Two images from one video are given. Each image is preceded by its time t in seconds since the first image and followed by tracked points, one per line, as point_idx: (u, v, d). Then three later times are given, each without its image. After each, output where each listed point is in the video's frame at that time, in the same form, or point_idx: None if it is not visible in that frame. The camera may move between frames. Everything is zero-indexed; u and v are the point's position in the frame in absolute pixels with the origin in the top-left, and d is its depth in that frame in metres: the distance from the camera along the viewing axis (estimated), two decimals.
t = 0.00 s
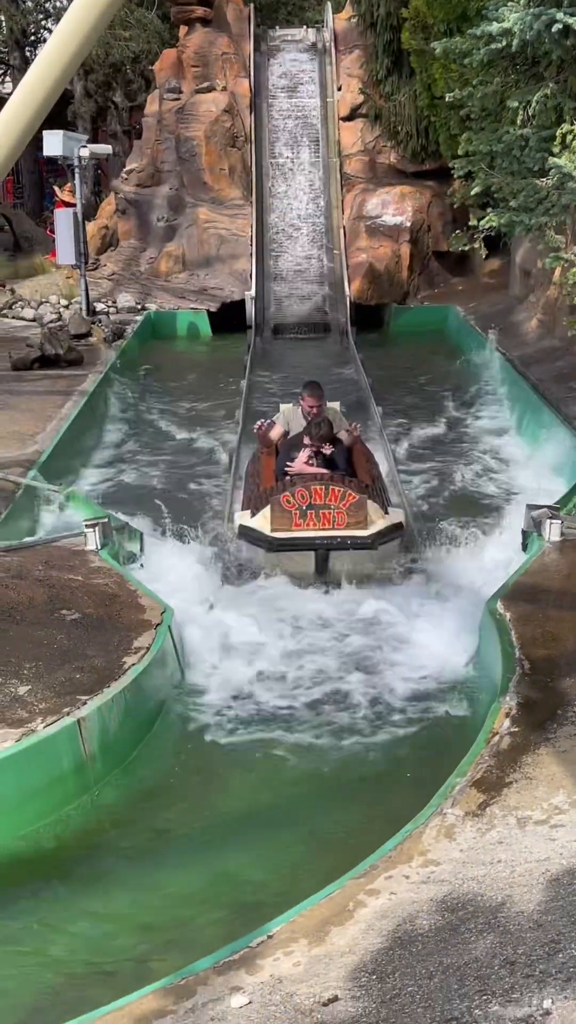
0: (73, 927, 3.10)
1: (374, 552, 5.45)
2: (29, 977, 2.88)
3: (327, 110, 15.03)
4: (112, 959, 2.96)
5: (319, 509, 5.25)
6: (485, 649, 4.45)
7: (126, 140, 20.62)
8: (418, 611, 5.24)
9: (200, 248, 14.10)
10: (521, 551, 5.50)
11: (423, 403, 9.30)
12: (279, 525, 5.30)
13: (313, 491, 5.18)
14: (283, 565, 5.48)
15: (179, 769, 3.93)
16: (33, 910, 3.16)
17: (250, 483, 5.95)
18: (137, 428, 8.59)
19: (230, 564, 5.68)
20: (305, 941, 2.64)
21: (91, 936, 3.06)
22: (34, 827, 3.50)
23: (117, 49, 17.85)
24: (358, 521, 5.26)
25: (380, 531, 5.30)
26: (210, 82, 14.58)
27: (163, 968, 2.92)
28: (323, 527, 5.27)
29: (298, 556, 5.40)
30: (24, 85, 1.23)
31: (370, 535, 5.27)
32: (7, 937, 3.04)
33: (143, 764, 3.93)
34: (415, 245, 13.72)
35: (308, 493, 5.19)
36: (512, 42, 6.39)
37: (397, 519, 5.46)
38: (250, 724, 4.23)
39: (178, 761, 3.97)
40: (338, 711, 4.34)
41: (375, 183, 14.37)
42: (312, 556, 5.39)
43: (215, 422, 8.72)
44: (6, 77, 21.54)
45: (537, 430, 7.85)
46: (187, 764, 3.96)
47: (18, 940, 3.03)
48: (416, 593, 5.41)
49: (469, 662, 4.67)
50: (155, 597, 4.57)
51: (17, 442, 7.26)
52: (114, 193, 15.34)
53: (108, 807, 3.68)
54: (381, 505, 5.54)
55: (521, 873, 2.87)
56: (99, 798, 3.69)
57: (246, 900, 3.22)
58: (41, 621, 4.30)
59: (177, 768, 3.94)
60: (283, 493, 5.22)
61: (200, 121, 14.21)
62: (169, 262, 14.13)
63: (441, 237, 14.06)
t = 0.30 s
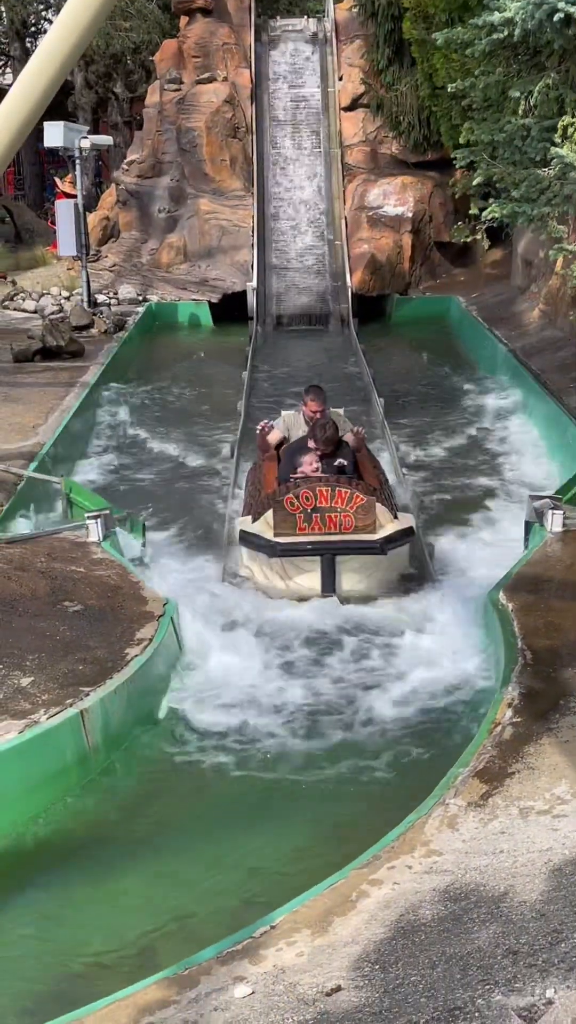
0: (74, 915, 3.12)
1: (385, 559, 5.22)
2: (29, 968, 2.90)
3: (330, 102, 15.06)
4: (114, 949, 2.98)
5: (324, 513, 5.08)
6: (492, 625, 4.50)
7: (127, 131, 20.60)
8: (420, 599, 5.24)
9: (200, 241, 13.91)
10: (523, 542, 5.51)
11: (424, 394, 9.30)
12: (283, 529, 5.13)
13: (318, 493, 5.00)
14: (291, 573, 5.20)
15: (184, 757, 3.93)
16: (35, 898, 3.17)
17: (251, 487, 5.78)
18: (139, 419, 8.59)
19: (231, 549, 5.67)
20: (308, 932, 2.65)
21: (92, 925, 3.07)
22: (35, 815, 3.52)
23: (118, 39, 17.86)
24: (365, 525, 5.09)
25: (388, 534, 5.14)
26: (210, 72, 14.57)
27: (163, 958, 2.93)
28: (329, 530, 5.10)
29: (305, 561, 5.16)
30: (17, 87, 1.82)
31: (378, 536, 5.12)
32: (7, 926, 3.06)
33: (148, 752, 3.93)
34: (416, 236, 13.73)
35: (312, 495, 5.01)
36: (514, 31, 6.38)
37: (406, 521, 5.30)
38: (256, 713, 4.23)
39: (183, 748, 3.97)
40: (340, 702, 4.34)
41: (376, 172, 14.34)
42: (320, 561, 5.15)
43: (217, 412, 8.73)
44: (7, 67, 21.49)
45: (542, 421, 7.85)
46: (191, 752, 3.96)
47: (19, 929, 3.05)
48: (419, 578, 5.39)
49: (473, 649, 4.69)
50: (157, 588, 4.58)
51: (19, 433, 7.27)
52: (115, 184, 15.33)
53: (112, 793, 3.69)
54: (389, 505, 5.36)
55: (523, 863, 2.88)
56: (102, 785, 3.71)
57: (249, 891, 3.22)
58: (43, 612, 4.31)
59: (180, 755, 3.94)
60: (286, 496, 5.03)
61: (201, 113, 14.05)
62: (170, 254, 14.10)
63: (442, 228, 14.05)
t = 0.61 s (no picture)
0: (74, 904, 3.13)
1: (390, 566, 4.93)
2: (29, 957, 2.91)
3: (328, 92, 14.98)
4: (114, 937, 2.99)
5: (326, 518, 4.81)
6: (491, 640, 4.45)
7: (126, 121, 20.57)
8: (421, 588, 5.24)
9: (201, 231, 14.01)
10: (523, 533, 5.50)
11: (425, 385, 9.28)
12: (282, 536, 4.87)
13: (318, 497, 4.76)
14: (290, 581, 4.90)
15: (187, 744, 3.94)
16: (35, 887, 3.19)
17: (249, 492, 5.53)
18: (139, 410, 8.58)
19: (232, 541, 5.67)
20: (309, 922, 2.66)
21: (91, 916, 3.08)
22: (35, 803, 3.55)
23: (118, 30, 17.90)
24: (369, 531, 4.84)
25: (394, 540, 4.88)
26: (210, 62, 14.53)
27: (163, 949, 2.94)
28: (331, 536, 4.83)
29: (306, 567, 4.86)
30: (17, 76, 1.88)
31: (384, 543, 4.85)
32: (8, 914, 3.07)
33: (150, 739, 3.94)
34: (417, 226, 13.69)
35: (312, 499, 4.77)
36: (514, 20, 6.34)
37: (413, 527, 5.04)
38: (257, 704, 4.23)
39: (186, 735, 3.98)
40: (341, 693, 4.34)
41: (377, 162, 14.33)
42: (322, 567, 4.85)
43: (216, 404, 8.71)
44: (7, 58, 21.43)
45: (545, 411, 7.86)
46: (194, 740, 3.97)
47: (18, 918, 3.06)
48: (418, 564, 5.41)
49: (473, 640, 4.70)
50: (158, 579, 4.58)
51: (20, 425, 7.27)
52: (115, 175, 15.30)
53: (115, 779, 3.70)
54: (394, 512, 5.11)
55: (525, 853, 2.89)
56: (104, 771, 3.72)
57: (250, 881, 3.23)
58: (44, 604, 4.32)
59: (183, 743, 3.95)
60: (286, 500, 4.78)
61: (201, 102, 14.12)
62: (170, 244, 14.12)
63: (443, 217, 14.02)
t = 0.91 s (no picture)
0: (75, 894, 3.14)
1: (394, 588, 4.63)
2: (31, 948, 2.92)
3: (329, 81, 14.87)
4: (116, 928, 3.00)
5: (326, 538, 4.48)
6: (491, 637, 4.43)
7: (126, 111, 20.53)
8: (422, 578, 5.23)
9: (201, 221, 14.11)
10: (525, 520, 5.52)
11: (426, 374, 9.28)
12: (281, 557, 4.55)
13: (319, 517, 4.44)
14: (290, 606, 4.61)
15: (190, 735, 3.93)
16: (35, 876, 3.19)
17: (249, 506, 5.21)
18: (139, 401, 8.57)
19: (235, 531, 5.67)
20: (313, 911, 2.66)
21: (94, 905, 3.09)
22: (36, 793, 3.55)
23: (117, 19, 18.11)
24: (373, 552, 4.51)
25: (399, 560, 4.56)
26: (210, 52, 14.51)
27: (165, 940, 2.94)
28: (333, 557, 4.51)
29: (307, 592, 4.56)
30: (15, 73, 1.61)
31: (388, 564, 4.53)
32: (10, 905, 3.08)
33: (152, 728, 3.94)
34: (418, 215, 13.77)
35: (313, 519, 4.45)
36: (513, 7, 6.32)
37: (418, 544, 4.72)
38: (259, 693, 4.23)
39: (187, 725, 3.98)
40: (342, 681, 4.35)
41: (376, 151, 14.31)
42: (323, 591, 4.56)
43: (216, 395, 8.70)
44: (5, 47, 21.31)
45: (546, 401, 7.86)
46: (196, 730, 3.97)
47: (20, 908, 3.07)
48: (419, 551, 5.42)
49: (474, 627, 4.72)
50: (159, 569, 4.58)
51: (21, 417, 7.27)
52: (114, 166, 15.27)
53: (116, 768, 3.72)
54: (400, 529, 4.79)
55: (527, 841, 2.89)
56: (105, 760, 3.73)
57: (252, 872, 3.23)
58: (46, 594, 4.32)
59: (185, 732, 3.95)
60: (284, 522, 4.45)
61: (201, 93, 14.20)
62: (170, 235, 14.11)
63: (443, 207, 14.01)
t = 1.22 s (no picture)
0: (76, 888, 3.13)
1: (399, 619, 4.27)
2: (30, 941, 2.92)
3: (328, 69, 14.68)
4: (117, 923, 2.99)
5: (330, 567, 4.11)
6: (498, 630, 4.40)
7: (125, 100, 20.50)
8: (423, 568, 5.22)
9: (201, 211, 14.07)
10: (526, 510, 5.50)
11: (427, 364, 9.26)
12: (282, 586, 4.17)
13: (322, 545, 4.07)
14: (291, 636, 4.26)
15: (192, 725, 3.93)
16: (36, 867, 3.20)
17: (250, 526, 4.79)
18: (139, 392, 8.56)
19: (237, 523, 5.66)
20: (315, 901, 2.66)
21: (93, 898, 3.09)
22: (36, 786, 3.54)
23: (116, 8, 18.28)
24: (379, 581, 4.15)
25: (406, 591, 4.19)
26: (209, 41, 14.48)
27: (166, 934, 2.93)
28: (337, 586, 4.14)
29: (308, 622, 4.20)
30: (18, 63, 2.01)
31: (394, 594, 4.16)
32: (10, 899, 3.07)
33: (153, 718, 3.94)
34: (417, 204, 13.76)
35: (316, 547, 4.07)
36: None
37: (426, 572, 4.36)
38: (261, 682, 4.23)
39: (189, 716, 3.98)
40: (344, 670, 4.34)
41: (377, 140, 14.28)
42: (326, 621, 4.20)
43: (217, 385, 8.68)
44: (4, 36, 21.22)
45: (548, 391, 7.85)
46: (198, 720, 3.96)
47: (20, 900, 3.07)
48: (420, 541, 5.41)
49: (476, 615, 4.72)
50: (160, 561, 4.57)
51: (21, 408, 7.26)
52: (114, 156, 15.24)
53: (118, 757, 3.71)
54: (407, 555, 4.41)
55: (529, 831, 2.88)
56: (106, 750, 3.73)
57: (254, 865, 3.22)
58: (46, 586, 4.32)
59: (185, 721, 3.95)
60: (286, 549, 4.06)
61: (200, 82, 14.08)
62: (171, 225, 14.09)
63: (444, 195, 13.99)
